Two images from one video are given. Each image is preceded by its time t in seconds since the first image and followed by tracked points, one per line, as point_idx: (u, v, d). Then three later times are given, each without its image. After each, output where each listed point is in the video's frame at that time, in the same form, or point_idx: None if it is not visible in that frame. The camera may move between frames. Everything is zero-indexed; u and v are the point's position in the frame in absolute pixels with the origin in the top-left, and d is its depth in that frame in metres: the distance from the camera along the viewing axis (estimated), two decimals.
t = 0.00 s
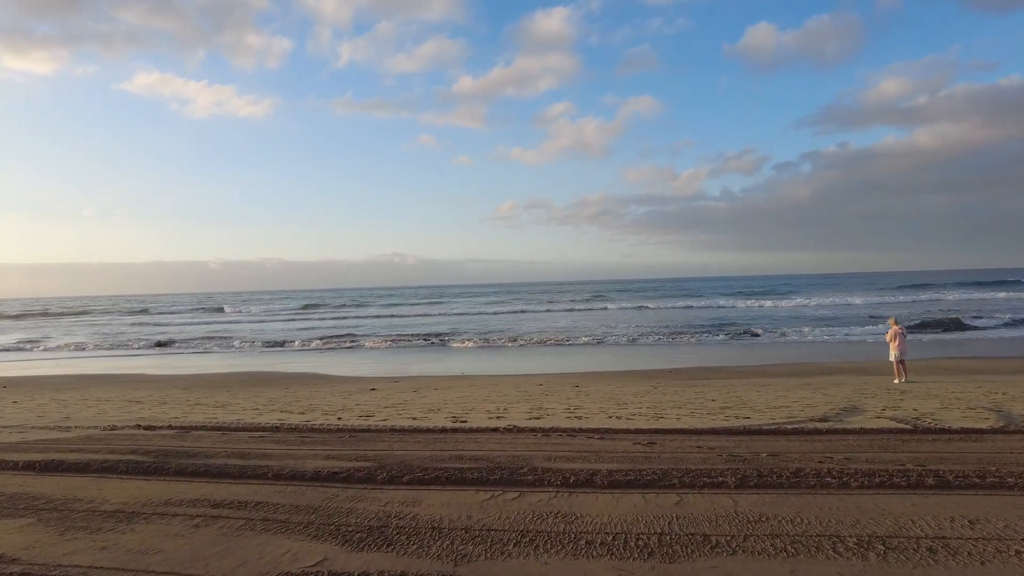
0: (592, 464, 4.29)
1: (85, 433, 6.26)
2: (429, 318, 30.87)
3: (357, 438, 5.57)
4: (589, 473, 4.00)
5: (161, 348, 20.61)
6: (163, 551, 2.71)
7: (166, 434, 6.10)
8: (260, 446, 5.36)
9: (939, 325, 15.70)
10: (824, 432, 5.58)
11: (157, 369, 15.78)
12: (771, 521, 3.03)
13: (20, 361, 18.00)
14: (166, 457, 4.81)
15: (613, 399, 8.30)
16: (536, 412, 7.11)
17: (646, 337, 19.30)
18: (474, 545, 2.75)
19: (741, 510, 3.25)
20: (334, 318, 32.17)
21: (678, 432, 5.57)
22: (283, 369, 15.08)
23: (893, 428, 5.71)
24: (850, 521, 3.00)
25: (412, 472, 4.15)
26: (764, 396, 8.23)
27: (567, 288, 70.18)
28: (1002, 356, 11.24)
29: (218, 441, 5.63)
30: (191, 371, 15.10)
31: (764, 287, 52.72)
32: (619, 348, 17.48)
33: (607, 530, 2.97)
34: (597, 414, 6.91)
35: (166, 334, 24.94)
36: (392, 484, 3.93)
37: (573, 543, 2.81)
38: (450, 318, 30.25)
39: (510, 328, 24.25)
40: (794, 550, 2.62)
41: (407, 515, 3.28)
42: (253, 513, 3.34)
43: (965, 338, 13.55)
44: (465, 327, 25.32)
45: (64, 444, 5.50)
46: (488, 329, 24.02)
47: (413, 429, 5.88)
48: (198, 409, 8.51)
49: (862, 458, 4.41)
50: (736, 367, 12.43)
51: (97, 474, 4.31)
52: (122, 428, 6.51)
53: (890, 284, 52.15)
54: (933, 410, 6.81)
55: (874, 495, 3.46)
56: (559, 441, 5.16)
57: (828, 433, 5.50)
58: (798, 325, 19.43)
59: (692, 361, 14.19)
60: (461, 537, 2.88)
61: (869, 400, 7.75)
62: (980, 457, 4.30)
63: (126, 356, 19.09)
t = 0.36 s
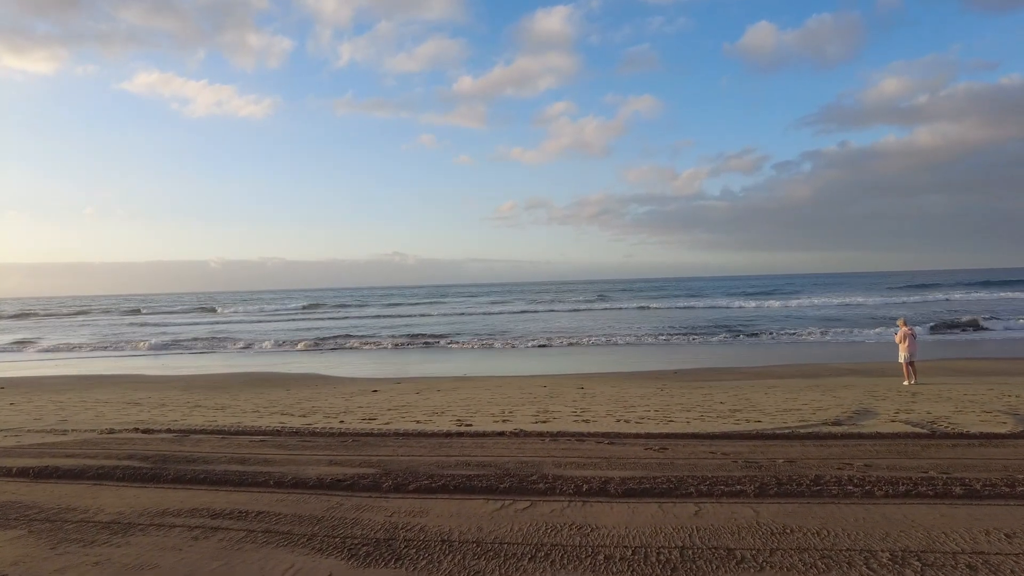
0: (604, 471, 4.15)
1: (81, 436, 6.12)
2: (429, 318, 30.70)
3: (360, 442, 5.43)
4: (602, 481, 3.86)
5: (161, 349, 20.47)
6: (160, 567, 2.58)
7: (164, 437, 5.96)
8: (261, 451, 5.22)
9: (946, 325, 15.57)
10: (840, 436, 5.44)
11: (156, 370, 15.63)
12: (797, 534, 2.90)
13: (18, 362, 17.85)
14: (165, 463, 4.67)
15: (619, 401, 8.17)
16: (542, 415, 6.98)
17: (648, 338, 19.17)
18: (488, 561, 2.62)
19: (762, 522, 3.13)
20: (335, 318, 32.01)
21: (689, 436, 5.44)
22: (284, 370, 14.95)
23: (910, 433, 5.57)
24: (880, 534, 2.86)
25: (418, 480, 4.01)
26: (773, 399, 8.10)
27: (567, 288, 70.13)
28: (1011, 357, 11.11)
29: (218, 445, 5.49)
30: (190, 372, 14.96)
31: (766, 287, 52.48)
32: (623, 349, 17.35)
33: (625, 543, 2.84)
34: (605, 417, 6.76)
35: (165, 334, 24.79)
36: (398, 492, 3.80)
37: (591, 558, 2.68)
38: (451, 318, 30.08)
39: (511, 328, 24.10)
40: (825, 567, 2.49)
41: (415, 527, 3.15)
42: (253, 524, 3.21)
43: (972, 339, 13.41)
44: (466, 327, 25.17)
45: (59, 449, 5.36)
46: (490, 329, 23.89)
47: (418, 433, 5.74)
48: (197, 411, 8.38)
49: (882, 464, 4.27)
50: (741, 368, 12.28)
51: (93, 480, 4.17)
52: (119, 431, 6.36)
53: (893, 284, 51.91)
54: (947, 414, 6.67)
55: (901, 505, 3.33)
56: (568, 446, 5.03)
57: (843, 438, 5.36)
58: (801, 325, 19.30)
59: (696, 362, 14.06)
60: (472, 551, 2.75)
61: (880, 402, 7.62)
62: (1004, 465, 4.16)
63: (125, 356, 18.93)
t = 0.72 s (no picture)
0: (610, 477, 3.99)
1: (72, 441, 5.97)
2: (429, 318, 30.53)
3: (358, 446, 5.28)
4: (609, 488, 3.71)
5: (160, 350, 20.32)
6: None
7: (157, 442, 5.81)
8: (256, 457, 5.06)
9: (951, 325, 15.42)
10: (852, 438, 5.29)
11: (153, 372, 15.48)
12: (818, 546, 2.75)
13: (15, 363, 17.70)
14: (156, 470, 4.51)
15: (623, 403, 8.01)
16: (544, 417, 6.82)
17: (650, 338, 19.01)
18: None
19: (780, 532, 2.98)
20: (334, 319, 31.83)
21: (697, 440, 5.28)
22: (282, 371, 14.80)
23: (924, 435, 5.40)
24: (906, 546, 2.72)
25: (417, 487, 3.86)
26: (779, 400, 7.94)
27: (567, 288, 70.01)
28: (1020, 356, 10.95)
29: (212, 450, 5.34)
30: (188, 374, 14.80)
31: (768, 287, 52.23)
32: (625, 348, 17.20)
33: (637, 557, 2.70)
34: (609, 419, 6.60)
35: (163, 336, 24.63)
36: (397, 500, 3.64)
37: (601, 575, 2.54)
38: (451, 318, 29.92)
39: (512, 328, 23.93)
40: None
41: (415, 539, 3.00)
42: (244, 536, 3.05)
43: (979, 338, 13.25)
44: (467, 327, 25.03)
45: (48, 454, 5.21)
46: (490, 330, 23.72)
47: (417, 437, 5.58)
48: (193, 414, 8.22)
49: (900, 469, 4.11)
50: (745, 368, 12.12)
51: (80, 489, 4.02)
52: (112, 436, 6.21)
53: (896, 283, 51.65)
54: (960, 415, 6.50)
55: (923, 513, 3.18)
56: (572, 450, 4.88)
57: (856, 440, 5.20)
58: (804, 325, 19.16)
59: (699, 361, 13.89)
60: (476, 566, 2.60)
61: (890, 403, 7.46)
62: None
63: (123, 358, 18.78)
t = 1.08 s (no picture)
0: (610, 485, 3.87)
1: (58, 447, 5.82)
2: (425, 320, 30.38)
3: (351, 452, 5.14)
4: (608, 496, 3.60)
5: (153, 352, 20.11)
6: None
7: (145, 448, 5.66)
8: (246, 463, 4.94)
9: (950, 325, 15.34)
10: (856, 442, 5.17)
11: (146, 374, 15.32)
12: (827, 561, 2.64)
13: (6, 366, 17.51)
14: (142, 478, 4.38)
15: (621, 405, 7.90)
16: (542, 421, 6.70)
17: (647, 339, 18.92)
18: None
19: (788, 543, 2.87)
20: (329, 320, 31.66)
21: (697, 444, 5.17)
22: (277, 373, 14.66)
23: (929, 439, 5.29)
24: (920, 563, 2.61)
25: (410, 496, 3.73)
26: (779, 402, 7.83)
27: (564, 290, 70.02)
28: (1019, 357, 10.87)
29: (201, 456, 5.20)
30: (181, 376, 14.64)
31: (768, 286, 52.31)
32: (623, 349, 17.10)
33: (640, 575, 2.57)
34: (607, 423, 6.49)
35: (157, 338, 24.45)
36: (389, 510, 3.52)
37: None
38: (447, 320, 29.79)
39: (509, 329, 23.81)
40: None
41: (406, 552, 2.88)
42: (230, 549, 2.94)
43: (978, 338, 13.17)
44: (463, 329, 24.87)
45: (32, 462, 5.06)
46: (487, 331, 23.59)
47: (411, 442, 5.45)
48: (185, 418, 8.07)
49: (908, 475, 4.00)
50: (744, 369, 12.01)
51: (61, 499, 3.88)
52: (99, 442, 6.06)
53: (893, 283, 51.71)
54: (963, 417, 6.40)
55: (935, 523, 3.07)
56: (571, 456, 4.75)
57: (860, 444, 5.09)
58: (802, 325, 19.08)
59: (697, 362, 13.80)
60: None
61: (891, 405, 7.35)
62: None
63: (116, 360, 18.60)
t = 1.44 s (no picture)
0: (604, 491, 3.76)
1: (34, 453, 5.64)
2: (414, 322, 30.18)
3: (337, 458, 5.01)
4: (602, 502, 3.49)
5: (137, 355, 19.77)
6: None
7: (123, 454, 5.49)
8: (228, 469, 4.78)
9: (937, 327, 15.43)
10: (851, 444, 5.11)
11: (129, 377, 15.05)
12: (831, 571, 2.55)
13: None
14: (118, 485, 4.22)
15: (613, 408, 7.81)
16: (532, 424, 6.59)
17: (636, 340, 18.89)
18: None
19: (789, 551, 2.78)
20: (317, 322, 31.37)
21: (691, 448, 5.08)
22: (264, 376, 14.45)
23: (924, 441, 5.24)
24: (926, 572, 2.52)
25: (398, 503, 3.60)
26: (771, 404, 7.77)
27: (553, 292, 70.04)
28: (1007, 358, 10.92)
29: (182, 462, 5.04)
30: (164, 380, 14.39)
31: (756, 289, 52.45)
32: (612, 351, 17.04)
33: None
34: (599, 426, 6.38)
35: (141, 341, 24.08)
36: (375, 519, 3.39)
37: None
38: (436, 322, 29.61)
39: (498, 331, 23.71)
40: None
41: (393, 564, 2.76)
42: (207, 562, 2.80)
43: (965, 339, 13.23)
44: (452, 331, 24.74)
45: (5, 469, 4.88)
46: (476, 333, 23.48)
47: (398, 446, 5.32)
48: (167, 422, 7.88)
49: (906, 478, 3.93)
50: (734, 371, 11.97)
51: (32, 508, 3.72)
52: (77, 448, 5.88)
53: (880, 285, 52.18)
54: (956, 419, 6.37)
55: (938, 529, 2.99)
56: (562, 460, 4.65)
57: (855, 447, 5.03)
58: (790, 327, 19.11)
59: (687, 363, 13.75)
60: None
61: (883, 407, 7.32)
62: None
63: (98, 363, 18.28)
